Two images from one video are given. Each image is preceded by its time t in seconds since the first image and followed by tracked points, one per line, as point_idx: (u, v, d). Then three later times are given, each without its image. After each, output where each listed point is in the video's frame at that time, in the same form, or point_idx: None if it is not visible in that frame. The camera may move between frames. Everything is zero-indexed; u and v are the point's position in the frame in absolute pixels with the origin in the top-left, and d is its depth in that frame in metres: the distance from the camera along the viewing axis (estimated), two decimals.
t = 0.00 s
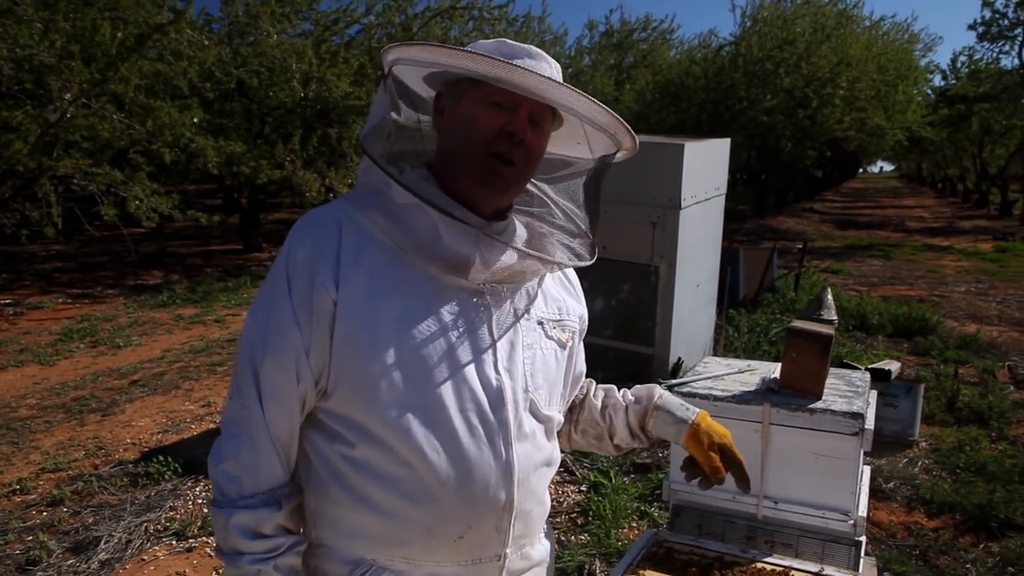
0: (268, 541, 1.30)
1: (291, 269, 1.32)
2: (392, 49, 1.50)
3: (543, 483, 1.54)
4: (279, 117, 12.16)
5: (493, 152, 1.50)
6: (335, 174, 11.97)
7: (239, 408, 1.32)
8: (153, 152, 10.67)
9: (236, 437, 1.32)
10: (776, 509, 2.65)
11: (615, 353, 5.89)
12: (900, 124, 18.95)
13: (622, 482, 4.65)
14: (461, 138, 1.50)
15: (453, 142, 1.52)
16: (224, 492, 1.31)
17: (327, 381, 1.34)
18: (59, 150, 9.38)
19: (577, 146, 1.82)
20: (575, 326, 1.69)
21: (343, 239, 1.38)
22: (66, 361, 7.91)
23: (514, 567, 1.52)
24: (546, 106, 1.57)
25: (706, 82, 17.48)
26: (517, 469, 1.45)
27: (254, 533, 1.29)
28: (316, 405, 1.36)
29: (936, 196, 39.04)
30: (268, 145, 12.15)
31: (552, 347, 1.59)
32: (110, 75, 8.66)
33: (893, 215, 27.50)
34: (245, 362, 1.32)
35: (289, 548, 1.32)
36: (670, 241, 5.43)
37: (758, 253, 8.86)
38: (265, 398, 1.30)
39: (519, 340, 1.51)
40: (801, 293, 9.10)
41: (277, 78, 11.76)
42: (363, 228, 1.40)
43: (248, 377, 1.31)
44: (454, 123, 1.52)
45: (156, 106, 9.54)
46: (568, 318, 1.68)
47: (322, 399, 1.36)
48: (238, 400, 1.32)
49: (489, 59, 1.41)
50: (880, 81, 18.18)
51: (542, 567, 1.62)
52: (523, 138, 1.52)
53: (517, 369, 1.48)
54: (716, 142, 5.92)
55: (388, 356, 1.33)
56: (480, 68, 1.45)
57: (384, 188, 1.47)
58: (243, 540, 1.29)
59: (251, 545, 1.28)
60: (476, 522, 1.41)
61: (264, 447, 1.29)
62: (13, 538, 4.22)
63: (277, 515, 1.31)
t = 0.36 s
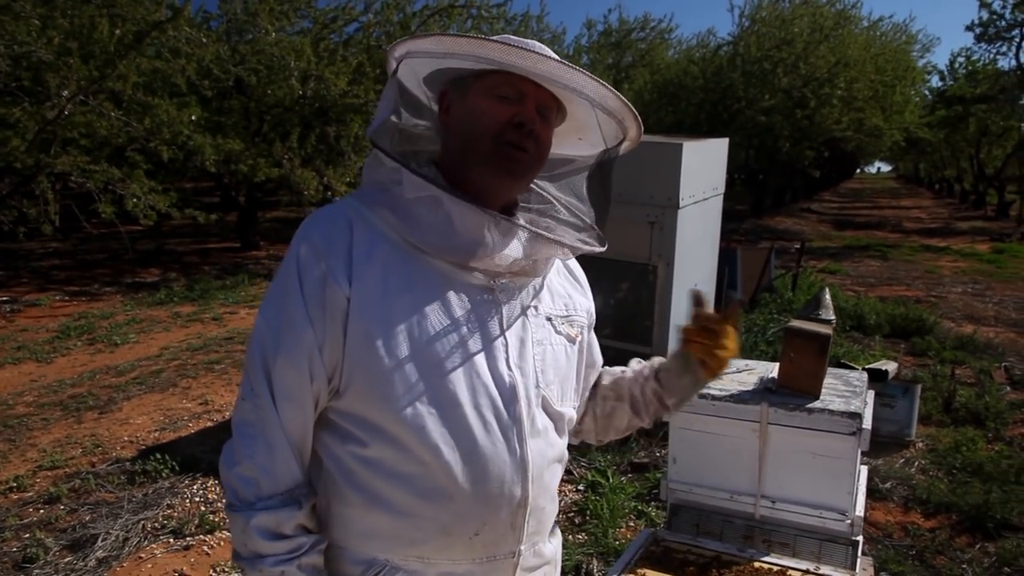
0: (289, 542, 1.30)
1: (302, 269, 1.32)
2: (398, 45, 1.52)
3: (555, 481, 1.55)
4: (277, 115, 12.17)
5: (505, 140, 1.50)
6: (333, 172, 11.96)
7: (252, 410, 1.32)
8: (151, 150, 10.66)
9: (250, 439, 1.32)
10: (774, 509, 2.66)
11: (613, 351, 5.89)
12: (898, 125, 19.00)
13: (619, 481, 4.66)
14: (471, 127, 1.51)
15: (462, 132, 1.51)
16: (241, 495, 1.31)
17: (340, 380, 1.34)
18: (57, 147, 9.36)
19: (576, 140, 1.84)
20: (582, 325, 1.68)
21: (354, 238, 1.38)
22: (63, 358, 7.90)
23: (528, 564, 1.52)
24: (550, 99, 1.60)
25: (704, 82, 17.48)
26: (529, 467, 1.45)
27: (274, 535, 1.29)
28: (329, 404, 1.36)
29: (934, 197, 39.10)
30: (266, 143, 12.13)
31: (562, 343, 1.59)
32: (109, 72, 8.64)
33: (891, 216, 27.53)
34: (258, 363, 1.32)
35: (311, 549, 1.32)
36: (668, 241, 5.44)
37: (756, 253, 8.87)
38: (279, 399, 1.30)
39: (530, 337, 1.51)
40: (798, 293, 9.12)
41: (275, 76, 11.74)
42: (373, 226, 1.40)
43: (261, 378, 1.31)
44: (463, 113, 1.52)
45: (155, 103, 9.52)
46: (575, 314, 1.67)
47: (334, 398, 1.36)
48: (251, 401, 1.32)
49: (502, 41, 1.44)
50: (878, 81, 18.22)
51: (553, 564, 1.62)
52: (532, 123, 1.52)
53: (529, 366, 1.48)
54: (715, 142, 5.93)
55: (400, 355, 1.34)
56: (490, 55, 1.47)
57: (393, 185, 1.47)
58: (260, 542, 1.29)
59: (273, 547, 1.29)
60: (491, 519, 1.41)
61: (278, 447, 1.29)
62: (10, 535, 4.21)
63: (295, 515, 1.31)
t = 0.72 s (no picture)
0: (293, 535, 1.31)
1: (314, 264, 1.33)
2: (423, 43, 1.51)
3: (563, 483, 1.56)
4: (280, 114, 12.19)
5: (517, 145, 1.50)
6: (336, 170, 11.97)
7: (261, 402, 1.33)
8: (155, 148, 10.67)
9: (259, 431, 1.33)
10: (775, 507, 2.67)
11: (615, 350, 5.89)
12: (901, 126, 18.98)
13: (621, 480, 4.66)
14: (486, 129, 1.51)
15: (475, 134, 1.53)
16: (247, 486, 1.32)
17: (348, 376, 1.35)
18: (60, 144, 9.37)
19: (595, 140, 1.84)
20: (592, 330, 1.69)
21: (367, 235, 1.38)
22: (67, 355, 7.92)
23: (532, 564, 1.54)
24: (569, 103, 1.58)
25: (707, 82, 17.44)
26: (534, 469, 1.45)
27: (278, 527, 1.31)
28: (338, 398, 1.37)
29: (937, 198, 39.07)
30: (269, 141, 12.13)
31: (572, 345, 1.60)
32: (113, 70, 8.64)
33: (894, 217, 27.48)
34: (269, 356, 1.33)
35: (313, 542, 1.33)
36: (671, 240, 5.45)
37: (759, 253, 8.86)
38: (287, 392, 1.31)
39: (539, 338, 1.52)
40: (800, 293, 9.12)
41: (278, 74, 11.73)
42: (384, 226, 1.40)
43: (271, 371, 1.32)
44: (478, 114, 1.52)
45: (159, 101, 9.53)
46: (586, 316, 1.68)
47: (343, 393, 1.36)
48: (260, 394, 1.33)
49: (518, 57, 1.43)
50: (881, 83, 18.20)
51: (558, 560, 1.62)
52: (547, 132, 1.52)
53: (538, 367, 1.48)
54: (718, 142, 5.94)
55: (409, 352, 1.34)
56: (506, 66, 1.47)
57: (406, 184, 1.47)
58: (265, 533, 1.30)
59: (276, 538, 1.30)
60: (496, 517, 1.42)
61: (285, 440, 1.31)
62: (13, 531, 4.23)
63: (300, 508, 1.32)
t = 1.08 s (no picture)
0: (299, 539, 1.21)
1: (330, 257, 1.20)
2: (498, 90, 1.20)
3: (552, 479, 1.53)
4: (277, 111, 12.16)
5: (555, 207, 1.34)
6: (333, 168, 11.96)
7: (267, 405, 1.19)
8: (151, 144, 10.64)
9: (264, 437, 1.19)
10: (771, 504, 2.67)
11: (611, 348, 5.90)
12: (897, 125, 19.01)
13: (616, 477, 4.67)
14: (529, 188, 1.31)
15: (512, 182, 1.32)
16: (251, 490, 1.20)
17: (358, 377, 1.25)
18: (56, 141, 9.33)
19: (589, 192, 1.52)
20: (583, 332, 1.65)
21: (383, 226, 1.26)
22: (62, 352, 7.90)
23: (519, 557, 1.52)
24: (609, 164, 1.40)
25: (703, 80, 17.40)
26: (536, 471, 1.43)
27: (283, 532, 1.20)
28: (343, 399, 1.27)
29: (932, 197, 39.17)
30: (265, 138, 12.10)
31: (569, 346, 1.56)
32: (109, 66, 8.59)
33: (889, 215, 27.55)
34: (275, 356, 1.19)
35: (318, 543, 1.24)
36: (667, 237, 5.44)
37: (756, 251, 8.86)
38: (298, 397, 1.19)
39: (542, 340, 1.46)
40: (796, 291, 9.14)
41: (274, 70, 11.69)
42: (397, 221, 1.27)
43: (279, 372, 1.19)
44: (525, 168, 1.29)
45: (155, 97, 9.49)
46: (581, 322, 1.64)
47: (350, 393, 1.27)
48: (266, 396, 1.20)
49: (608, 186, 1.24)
50: (878, 81, 18.21)
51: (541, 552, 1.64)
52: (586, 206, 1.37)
53: (542, 370, 1.44)
54: (714, 139, 5.93)
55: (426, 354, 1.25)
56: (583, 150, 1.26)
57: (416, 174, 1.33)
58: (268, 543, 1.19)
59: (282, 544, 1.19)
60: (499, 517, 1.39)
61: (294, 449, 1.20)
62: (8, 527, 4.23)
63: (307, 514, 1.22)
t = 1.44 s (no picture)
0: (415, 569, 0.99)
1: (380, 277, 1.00)
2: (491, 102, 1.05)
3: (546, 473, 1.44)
4: (277, 105, 12.13)
5: (553, 213, 1.20)
6: (333, 162, 11.95)
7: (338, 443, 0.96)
8: (150, 138, 10.62)
9: (358, 481, 0.95)
10: (771, 499, 2.67)
11: (612, 344, 5.89)
12: (898, 121, 18.98)
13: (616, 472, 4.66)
14: (527, 195, 1.16)
15: (505, 184, 1.18)
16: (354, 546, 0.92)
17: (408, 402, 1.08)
18: (56, 134, 9.31)
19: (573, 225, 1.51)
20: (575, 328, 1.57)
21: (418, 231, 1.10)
22: (63, 345, 7.91)
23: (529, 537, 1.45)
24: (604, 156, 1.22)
25: (704, 76, 17.35)
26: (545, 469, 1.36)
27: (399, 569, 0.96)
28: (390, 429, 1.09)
29: (933, 193, 39.15)
30: (266, 132, 12.08)
31: (569, 336, 1.48)
32: (109, 60, 8.57)
33: (890, 211, 27.56)
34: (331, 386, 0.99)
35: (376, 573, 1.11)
36: (668, 233, 5.42)
37: (756, 247, 8.84)
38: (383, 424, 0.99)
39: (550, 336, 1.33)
40: (796, 288, 9.14)
41: (274, 64, 11.67)
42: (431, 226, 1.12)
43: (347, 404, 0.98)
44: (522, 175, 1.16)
45: (155, 91, 9.48)
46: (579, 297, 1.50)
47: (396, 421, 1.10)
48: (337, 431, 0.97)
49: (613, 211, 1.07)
50: (879, 77, 18.17)
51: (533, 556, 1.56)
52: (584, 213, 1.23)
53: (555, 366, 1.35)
54: (715, 135, 5.91)
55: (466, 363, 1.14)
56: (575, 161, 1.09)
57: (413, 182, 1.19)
58: None
59: None
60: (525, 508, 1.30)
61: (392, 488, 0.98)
62: (9, 520, 4.24)
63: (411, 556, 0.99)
